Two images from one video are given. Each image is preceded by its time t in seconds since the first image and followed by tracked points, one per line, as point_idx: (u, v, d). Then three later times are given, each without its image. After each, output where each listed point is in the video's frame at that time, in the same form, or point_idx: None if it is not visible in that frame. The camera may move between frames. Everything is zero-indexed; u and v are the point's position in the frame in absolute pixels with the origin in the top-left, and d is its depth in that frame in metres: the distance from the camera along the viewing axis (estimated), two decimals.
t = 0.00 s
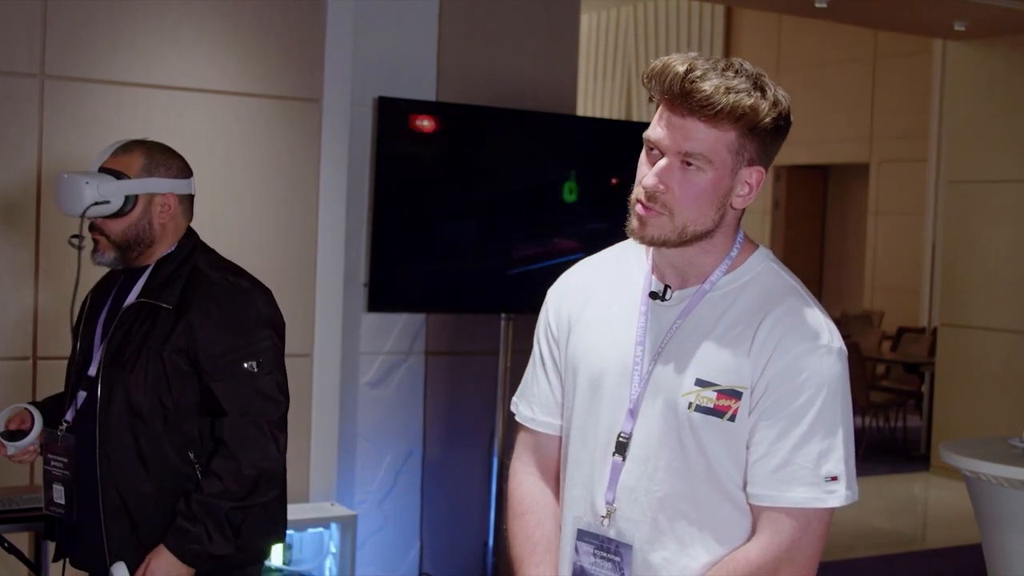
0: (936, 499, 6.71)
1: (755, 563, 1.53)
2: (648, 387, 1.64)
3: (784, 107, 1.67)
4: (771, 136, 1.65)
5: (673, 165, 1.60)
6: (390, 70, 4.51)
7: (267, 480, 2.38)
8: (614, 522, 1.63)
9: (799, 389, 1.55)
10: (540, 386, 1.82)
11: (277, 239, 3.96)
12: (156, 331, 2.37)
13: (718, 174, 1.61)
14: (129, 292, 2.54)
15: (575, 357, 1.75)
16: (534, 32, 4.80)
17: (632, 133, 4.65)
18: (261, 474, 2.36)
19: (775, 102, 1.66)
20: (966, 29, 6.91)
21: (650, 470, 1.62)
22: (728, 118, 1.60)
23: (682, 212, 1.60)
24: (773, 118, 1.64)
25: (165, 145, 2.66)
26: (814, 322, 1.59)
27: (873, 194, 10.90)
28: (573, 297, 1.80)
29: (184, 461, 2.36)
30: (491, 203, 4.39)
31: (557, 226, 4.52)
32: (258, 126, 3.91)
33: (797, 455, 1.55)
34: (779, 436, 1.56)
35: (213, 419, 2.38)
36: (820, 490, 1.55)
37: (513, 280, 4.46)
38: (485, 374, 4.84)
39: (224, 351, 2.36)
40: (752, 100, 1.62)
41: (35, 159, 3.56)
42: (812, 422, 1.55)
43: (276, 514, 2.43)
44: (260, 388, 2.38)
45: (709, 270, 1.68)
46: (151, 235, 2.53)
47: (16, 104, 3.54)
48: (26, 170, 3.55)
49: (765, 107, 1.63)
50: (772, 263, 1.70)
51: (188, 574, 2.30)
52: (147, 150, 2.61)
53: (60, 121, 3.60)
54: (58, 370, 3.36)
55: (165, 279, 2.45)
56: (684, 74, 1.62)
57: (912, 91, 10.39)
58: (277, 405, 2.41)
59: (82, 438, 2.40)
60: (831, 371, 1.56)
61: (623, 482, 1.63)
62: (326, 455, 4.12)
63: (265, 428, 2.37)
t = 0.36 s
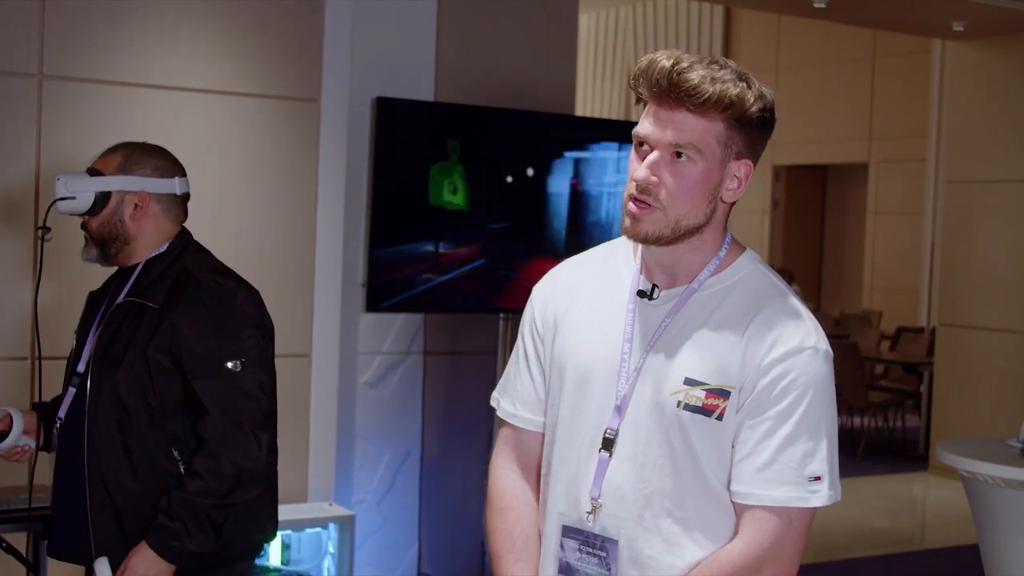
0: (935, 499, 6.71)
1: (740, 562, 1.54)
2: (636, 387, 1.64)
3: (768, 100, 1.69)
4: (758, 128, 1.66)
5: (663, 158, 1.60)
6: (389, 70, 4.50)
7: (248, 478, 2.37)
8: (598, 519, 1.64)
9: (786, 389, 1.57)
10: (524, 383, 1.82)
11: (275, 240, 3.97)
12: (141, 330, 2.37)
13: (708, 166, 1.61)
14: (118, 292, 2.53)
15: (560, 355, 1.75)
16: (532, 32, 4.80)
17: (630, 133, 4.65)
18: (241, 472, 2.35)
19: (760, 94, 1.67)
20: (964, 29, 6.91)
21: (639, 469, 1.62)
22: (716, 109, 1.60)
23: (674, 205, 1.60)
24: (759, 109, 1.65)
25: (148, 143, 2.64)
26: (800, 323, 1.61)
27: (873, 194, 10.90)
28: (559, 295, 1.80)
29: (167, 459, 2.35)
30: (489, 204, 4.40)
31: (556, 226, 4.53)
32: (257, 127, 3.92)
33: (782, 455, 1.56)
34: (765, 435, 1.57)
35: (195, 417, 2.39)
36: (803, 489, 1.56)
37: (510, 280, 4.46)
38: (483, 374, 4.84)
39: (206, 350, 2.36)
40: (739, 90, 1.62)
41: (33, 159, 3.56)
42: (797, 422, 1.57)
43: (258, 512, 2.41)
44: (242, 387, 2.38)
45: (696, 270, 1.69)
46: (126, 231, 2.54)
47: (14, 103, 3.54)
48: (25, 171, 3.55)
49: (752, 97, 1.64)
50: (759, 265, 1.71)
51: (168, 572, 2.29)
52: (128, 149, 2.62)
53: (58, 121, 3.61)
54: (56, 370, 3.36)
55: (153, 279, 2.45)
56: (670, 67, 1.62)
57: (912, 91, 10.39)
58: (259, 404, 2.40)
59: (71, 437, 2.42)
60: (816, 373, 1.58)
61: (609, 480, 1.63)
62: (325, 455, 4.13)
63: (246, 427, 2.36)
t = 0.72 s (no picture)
0: (935, 499, 6.71)
1: (736, 549, 1.54)
2: (628, 375, 1.64)
3: (746, 85, 1.71)
4: (739, 111, 1.68)
5: (649, 144, 1.63)
6: (388, 70, 4.51)
7: (206, 477, 2.36)
8: (593, 508, 1.64)
9: (776, 374, 1.57)
10: (517, 381, 1.83)
11: (275, 239, 3.97)
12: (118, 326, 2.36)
13: (693, 148, 1.63)
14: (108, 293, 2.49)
15: (552, 350, 1.76)
16: (532, 32, 4.80)
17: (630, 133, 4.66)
18: (197, 470, 2.34)
19: (738, 79, 1.69)
20: (964, 29, 6.91)
21: (634, 457, 1.62)
22: (693, 90, 1.63)
23: (664, 190, 1.61)
24: (738, 91, 1.67)
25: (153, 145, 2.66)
26: (790, 309, 1.61)
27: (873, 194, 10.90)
28: (553, 292, 1.81)
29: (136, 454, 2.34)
30: (488, 203, 4.40)
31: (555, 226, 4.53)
32: (256, 127, 3.92)
33: (775, 440, 1.56)
34: (757, 421, 1.57)
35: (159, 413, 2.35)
36: (798, 473, 1.56)
37: (508, 279, 4.46)
38: (482, 374, 4.84)
39: (173, 346, 2.34)
40: (715, 70, 1.65)
41: (32, 160, 3.57)
42: (790, 407, 1.57)
43: (216, 510, 2.40)
44: (208, 386, 2.35)
45: (687, 262, 1.70)
46: (132, 231, 2.56)
47: (14, 104, 3.54)
48: (25, 170, 3.56)
49: (728, 78, 1.66)
50: (750, 256, 1.72)
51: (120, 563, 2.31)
52: (133, 151, 2.64)
53: (57, 121, 3.61)
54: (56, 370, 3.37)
55: (141, 275, 2.46)
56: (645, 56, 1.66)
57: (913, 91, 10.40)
58: (223, 403, 2.38)
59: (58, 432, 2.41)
60: (807, 358, 1.58)
61: (603, 470, 1.64)
62: (324, 454, 4.13)
63: (206, 425, 2.34)
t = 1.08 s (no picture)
0: (935, 499, 6.71)
1: (741, 545, 1.55)
2: (626, 374, 1.65)
3: (732, 81, 1.72)
4: (723, 105, 1.69)
5: (635, 136, 1.64)
6: (388, 69, 4.51)
7: (187, 478, 2.31)
8: (597, 507, 1.64)
9: (774, 368, 1.57)
10: (517, 387, 1.84)
11: (274, 239, 3.97)
12: (104, 325, 2.33)
13: (678, 140, 1.64)
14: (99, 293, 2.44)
15: (551, 354, 1.76)
16: (531, 32, 4.81)
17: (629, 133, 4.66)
18: (178, 472, 2.29)
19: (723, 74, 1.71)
20: (964, 29, 6.91)
21: (635, 456, 1.62)
22: (677, 82, 1.65)
23: (652, 180, 1.62)
24: (722, 85, 1.69)
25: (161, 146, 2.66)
26: (788, 304, 1.62)
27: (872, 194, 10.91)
28: (551, 296, 1.81)
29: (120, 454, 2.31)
30: (488, 202, 4.40)
31: (555, 226, 4.53)
32: (256, 127, 3.93)
33: (775, 434, 1.57)
34: (756, 416, 1.58)
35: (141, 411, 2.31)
36: (799, 467, 1.57)
37: (508, 280, 4.47)
38: (480, 374, 4.84)
39: (155, 344, 2.30)
40: (697, 63, 1.66)
41: (32, 160, 3.57)
42: (789, 400, 1.57)
43: (197, 512, 2.35)
44: (189, 385, 2.30)
45: (683, 259, 1.71)
46: (139, 230, 2.56)
47: (13, 104, 3.55)
48: (24, 170, 3.56)
49: (712, 70, 1.68)
50: (744, 252, 1.73)
51: (104, 568, 2.27)
52: (142, 149, 2.63)
53: (57, 122, 3.61)
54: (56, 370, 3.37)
55: (130, 273, 2.43)
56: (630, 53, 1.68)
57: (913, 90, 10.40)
58: (204, 403, 2.32)
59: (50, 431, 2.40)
60: (804, 351, 1.59)
61: (605, 469, 1.64)
62: (324, 454, 4.13)
63: (187, 426, 2.29)
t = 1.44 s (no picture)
0: (935, 499, 6.71)
1: (746, 544, 1.55)
2: (629, 374, 1.65)
3: (724, 79, 1.72)
4: (716, 103, 1.69)
5: (629, 140, 1.65)
6: (388, 69, 4.51)
7: (197, 480, 2.29)
8: (602, 507, 1.64)
9: (778, 368, 1.58)
10: (523, 389, 1.84)
11: (274, 239, 3.97)
12: (108, 326, 2.31)
13: (672, 141, 1.64)
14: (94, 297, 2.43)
15: (556, 356, 1.76)
16: (531, 32, 4.81)
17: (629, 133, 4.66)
18: (187, 475, 2.27)
19: (714, 72, 1.70)
20: (964, 29, 6.92)
21: (639, 456, 1.62)
22: (667, 83, 1.65)
23: (648, 182, 1.62)
24: (713, 82, 1.68)
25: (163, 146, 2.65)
26: (790, 303, 1.62)
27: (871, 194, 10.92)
28: (555, 299, 1.81)
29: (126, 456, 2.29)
30: (489, 202, 4.40)
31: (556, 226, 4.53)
32: (256, 127, 3.93)
33: (779, 433, 1.57)
34: (760, 415, 1.58)
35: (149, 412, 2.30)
36: (803, 466, 1.57)
37: (508, 280, 4.47)
38: (481, 374, 4.84)
39: (164, 345, 2.28)
40: (686, 63, 1.66)
41: (31, 160, 3.57)
42: (793, 399, 1.58)
43: (205, 517, 2.34)
44: (197, 386, 2.29)
45: (685, 260, 1.71)
46: (143, 231, 2.55)
47: (13, 104, 3.55)
48: (25, 170, 3.56)
49: (701, 70, 1.67)
50: (746, 252, 1.73)
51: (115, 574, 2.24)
52: (144, 149, 2.63)
53: (56, 122, 3.61)
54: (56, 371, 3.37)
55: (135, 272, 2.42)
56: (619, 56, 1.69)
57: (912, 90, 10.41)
58: (214, 404, 2.31)
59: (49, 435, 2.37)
60: (807, 350, 1.59)
61: (609, 470, 1.64)
62: (325, 454, 4.13)
63: (196, 428, 2.27)
